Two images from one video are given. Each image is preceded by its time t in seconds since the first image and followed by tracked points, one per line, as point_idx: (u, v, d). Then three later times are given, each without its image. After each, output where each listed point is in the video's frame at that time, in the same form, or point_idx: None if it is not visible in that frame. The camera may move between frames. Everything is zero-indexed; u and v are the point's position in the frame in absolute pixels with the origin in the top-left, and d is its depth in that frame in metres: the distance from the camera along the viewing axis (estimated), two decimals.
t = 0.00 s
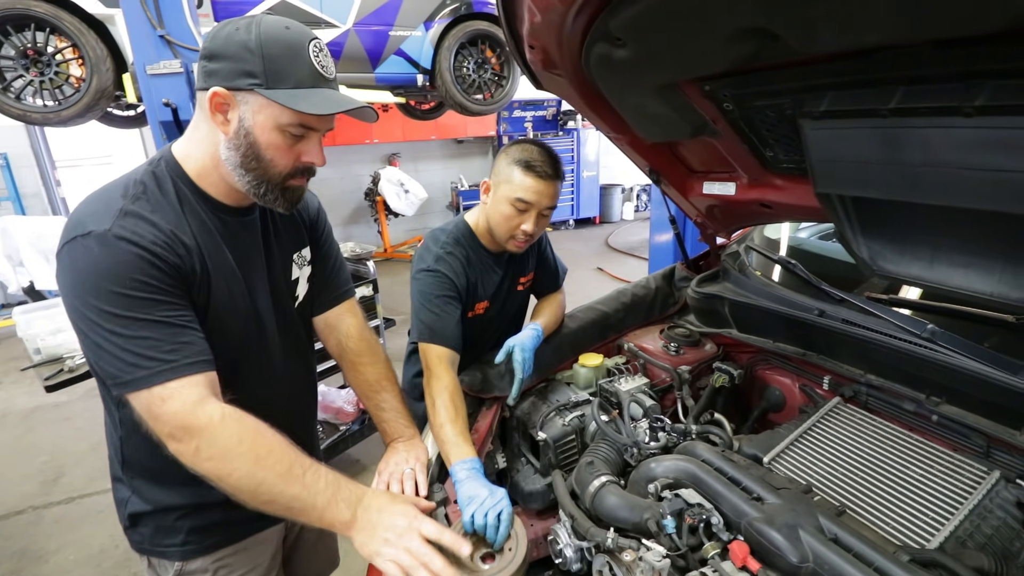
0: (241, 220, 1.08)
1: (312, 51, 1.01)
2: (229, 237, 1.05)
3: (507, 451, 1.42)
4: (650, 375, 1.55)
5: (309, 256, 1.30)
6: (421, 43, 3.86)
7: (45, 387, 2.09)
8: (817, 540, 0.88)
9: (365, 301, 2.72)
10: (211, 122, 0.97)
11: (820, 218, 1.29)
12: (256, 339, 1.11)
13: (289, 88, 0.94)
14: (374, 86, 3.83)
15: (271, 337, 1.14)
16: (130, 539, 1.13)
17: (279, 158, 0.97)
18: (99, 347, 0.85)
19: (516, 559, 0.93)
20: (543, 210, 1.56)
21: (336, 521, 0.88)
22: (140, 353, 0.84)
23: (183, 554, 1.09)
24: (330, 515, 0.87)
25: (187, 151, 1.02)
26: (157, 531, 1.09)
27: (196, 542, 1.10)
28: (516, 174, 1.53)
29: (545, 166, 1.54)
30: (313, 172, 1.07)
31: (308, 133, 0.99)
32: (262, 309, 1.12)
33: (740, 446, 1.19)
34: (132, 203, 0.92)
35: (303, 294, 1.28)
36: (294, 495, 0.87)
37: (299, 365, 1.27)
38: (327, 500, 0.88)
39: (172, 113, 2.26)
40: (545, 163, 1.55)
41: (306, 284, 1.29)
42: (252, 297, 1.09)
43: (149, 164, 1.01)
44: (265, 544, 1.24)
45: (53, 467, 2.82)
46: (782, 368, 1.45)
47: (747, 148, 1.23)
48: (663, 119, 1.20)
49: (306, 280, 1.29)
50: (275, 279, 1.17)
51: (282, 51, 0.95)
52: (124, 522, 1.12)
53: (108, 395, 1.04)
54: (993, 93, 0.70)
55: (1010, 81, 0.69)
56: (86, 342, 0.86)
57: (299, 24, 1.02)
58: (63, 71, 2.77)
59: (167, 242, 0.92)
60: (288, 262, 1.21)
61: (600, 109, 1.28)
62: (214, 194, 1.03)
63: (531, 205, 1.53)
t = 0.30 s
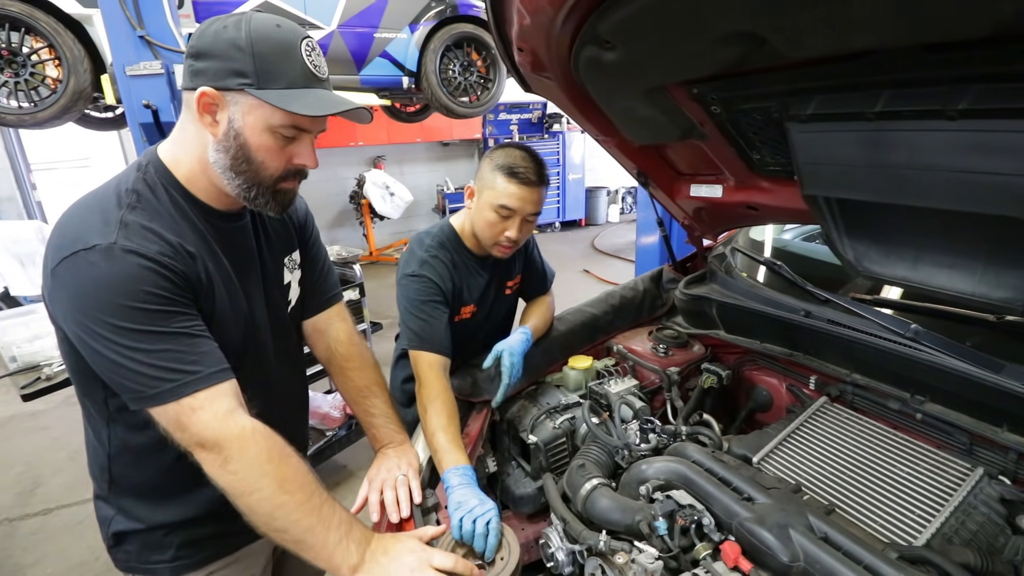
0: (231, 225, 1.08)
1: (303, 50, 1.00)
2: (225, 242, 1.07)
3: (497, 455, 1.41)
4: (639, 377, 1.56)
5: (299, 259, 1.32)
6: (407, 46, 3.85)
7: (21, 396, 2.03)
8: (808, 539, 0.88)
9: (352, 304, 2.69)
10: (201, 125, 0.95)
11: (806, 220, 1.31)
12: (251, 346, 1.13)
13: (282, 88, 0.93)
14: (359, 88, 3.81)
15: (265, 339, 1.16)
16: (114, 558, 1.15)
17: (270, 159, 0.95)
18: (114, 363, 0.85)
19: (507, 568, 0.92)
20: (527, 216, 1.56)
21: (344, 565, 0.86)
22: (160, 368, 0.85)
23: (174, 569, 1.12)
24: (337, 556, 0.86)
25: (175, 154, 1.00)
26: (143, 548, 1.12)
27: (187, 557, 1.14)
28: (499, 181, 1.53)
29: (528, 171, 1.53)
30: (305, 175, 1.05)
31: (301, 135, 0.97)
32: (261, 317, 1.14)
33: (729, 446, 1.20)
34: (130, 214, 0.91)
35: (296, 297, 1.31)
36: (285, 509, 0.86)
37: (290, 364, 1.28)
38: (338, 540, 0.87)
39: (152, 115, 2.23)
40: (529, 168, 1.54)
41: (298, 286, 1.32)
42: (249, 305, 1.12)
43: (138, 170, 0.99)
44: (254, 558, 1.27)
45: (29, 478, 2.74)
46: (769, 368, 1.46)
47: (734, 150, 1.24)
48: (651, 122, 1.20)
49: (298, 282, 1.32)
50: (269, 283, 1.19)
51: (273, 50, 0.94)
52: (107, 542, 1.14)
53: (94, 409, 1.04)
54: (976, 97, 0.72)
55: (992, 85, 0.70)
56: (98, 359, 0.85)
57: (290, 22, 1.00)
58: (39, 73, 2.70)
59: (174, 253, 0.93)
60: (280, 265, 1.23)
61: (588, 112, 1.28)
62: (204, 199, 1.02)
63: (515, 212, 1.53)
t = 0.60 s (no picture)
0: (232, 227, 1.07)
1: (318, 55, 0.99)
2: (226, 246, 1.06)
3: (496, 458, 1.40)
4: (638, 378, 1.55)
5: (299, 260, 1.32)
6: (403, 45, 3.83)
7: (14, 398, 2.01)
8: (809, 541, 0.88)
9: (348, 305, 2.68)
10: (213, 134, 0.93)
11: (807, 221, 1.31)
12: (253, 352, 1.13)
13: (306, 97, 0.93)
14: (355, 88, 3.79)
15: (265, 343, 1.16)
16: (109, 561, 1.14)
17: (293, 165, 0.98)
18: (115, 372, 0.84)
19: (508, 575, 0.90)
20: (516, 211, 1.54)
21: None
22: (165, 377, 0.84)
23: (171, 573, 1.11)
24: (341, 567, 0.86)
25: (175, 158, 0.99)
26: (140, 551, 1.10)
27: (184, 560, 1.13)
28: (484, 178, 1.52)
29: (513, 164, 1.51)
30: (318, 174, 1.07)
31: (317, 138, 0.99)
32: (261, 321, 1.14)
33: (729, 448, 1.20)
34: (131, 218, 0.90)
35: (298, 300, 1.31)
36: (289, 521, 0.86)
37: (286, 365, 1.26)
38: (341, 552, 0.87)
39: (147, 114, 2.21)
40: (514, 162, 1.52)
41: (299, 288, 1.32)
42: (250, 310, 1.11)
43: (138, 172, 0.97)
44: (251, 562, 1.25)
45: (22, 480, 2.71)
46: (768, 370, 1.45)
47: (734, 151, 1.24)
48: (652, 123, 1.20)
49: (299, 285, 1.32)
50: (270, 286, 1.19)
51: (295, 57, 0.93)
52: (102, 545, 1.13)
53: (91, 413, 1.02)
54: (979, 99, 0.72)
55: (996, 87, 0.70)
56: (99, 368, 0.84)
57: (302, 24, 0.99)
58: (31, 70, 2.67)
59: (178, 260, 0.92)
60: (281, 267, 1.23)
61: (589, 113, 1.28)
62: (207, 202, 1.02)
63: (502, 208, 1.51)
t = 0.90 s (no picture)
0: (234, 231, 1.07)
1: (326, 61, 1.00)
2: (229, 250, 1.06)
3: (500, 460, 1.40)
4: (642, 379, 1.55)
5: (299, 264, 1.32)
6: (405, 47, 3.84)
7: (16, 400, 2.01)
8: (817, 543, 0.88)
9: (350, 307, 2.68)
10: (225, 144, 0.93)
11: (811, 222, 1.31)
12: (255, 356, 1.13)
13: (322, 106, 0.96)
14: (356, 89, 3.80)
15: (267, 346, 1.16)
16: (113, 563, 1.13)
17: (308, 168, 1.01)
18: (118, 380, 0.84)
19: None
20: (510, 208, 1.56)
21: None
22: (165, 383, 0.84)
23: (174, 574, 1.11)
24: (349, 568, 0.86)
25: (177, 164, 0.99)
26: (143, 553, 1.10)
27: (187, 562, 1.12)
28: (477, 177, 1.53)
29: (502, 163, 1.53)
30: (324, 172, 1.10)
31: (327, 141, 1.02)
32: (261, 326, 1.14)
33: (734, 449, 1.20)
34: (132, 224, 0.90)
35: (297, 303, 1.31)
36: (294, 525, 0.86)
37: (288, 366, 1.27)
38: (347, 555, 0.87)
39: (148, 115, 2.21)
40: (506, 160, 1.54)
41: (298, 293, 1.32)
42: (252, 314, 1.11)
43: (139, 178, 0.97)
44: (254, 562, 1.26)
45: (23, 482, 2.71)
46: (772, 371, 1.46)
47: (738, 152, 1.24)
48: (656, 124, 1.20)
49: (299, 288, 1.31)
50: (272, 290, 1.19)
51: (311, 68, 0.94)
52: (106, 547, 1.13)
53: (94, 416, 1.02)
54: (985, 101, 0.72)
55: (1002, 89, 0.70)
56: (102, 375, 0.84)
57: (309, 33, 0.99)
58: (32, 72, 2.67)
59: (178, 266, 0.92)
60: (281, 270, 1.23)
61: (592, 114, 1.27)
62: (212, 207, 1.02)
63: (497, 206, 1.53)
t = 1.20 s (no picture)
0: (236, 235, 1.07)
1: (329, 62, 1.00)
2: (231, 255, 1.06)
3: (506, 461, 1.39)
4: (646, 379, 1.55)
5: (299, 268, 1.31)
6: (403, 48, 3.85)
7: (16, 406, 2.00)
8: (826, 540, 0.88)
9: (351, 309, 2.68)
10: (233, 149, 0.93)
11: (813, 219, 1.31)
12: (258, 361, 1.13)
13: (329, 108, 0.97)
14: (354, 91, 3.80)
15: (269, 350, 1.16)
16: (117, 570, 1.13)
17: (312, 168, 1.01)
18: (125, 388, 0.83)
19: None
20: (460, 196, 1.57)
21: None
22: (173, 391, 0.84)
23: None
24: (367, 566, 0.86)
25: (177, 169, 0.98)
26: (147, 559, 1.10)
27: (191, 567, 1.12)
28: (418, 175, 1.56)
29: (441, 156, 1.55)
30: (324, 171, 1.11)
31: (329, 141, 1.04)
32: (264, 331, 1.14)
33: (740, 447, 1.20)
34: (134, 231, 0.90)
35: (297, 305, 1.30)
36: (312, 526, 0.86)
37: (292, 367, 1.27)
38: (366, 552, 0.87)
39: (146, 119, 2.20)
40: (444, 151, 1.55)
41: (299, 296, 1.31)
42: (255, 319, 1.11)
43: (139, 184, 0.96)
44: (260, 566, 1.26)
45: (23, 489, 2.70)
46: (775, 369, 1.46)
47: (741, 150, 1.24)
48: (659, 124, 1.21)
49: (299, 292, 1.31)
50: (274, 294, 1.19)
51: (318, 71, 0.94)
52: (109, 554, 1.12)
53: (96, 424, 1.02)
54: (990, 97, 0.72)
55: (1007, 85, 0.70)
56: (108, 384, 0.84)
57: (312, 35, 0.99)
58: (28, 77, 2.66)
59: (182, 272, 0.92)
60: (282, 274, 1.23)
61: (594, 113, 1.27)
62: (213, 212, 1.02)
63: (445, 198, 1.55)
